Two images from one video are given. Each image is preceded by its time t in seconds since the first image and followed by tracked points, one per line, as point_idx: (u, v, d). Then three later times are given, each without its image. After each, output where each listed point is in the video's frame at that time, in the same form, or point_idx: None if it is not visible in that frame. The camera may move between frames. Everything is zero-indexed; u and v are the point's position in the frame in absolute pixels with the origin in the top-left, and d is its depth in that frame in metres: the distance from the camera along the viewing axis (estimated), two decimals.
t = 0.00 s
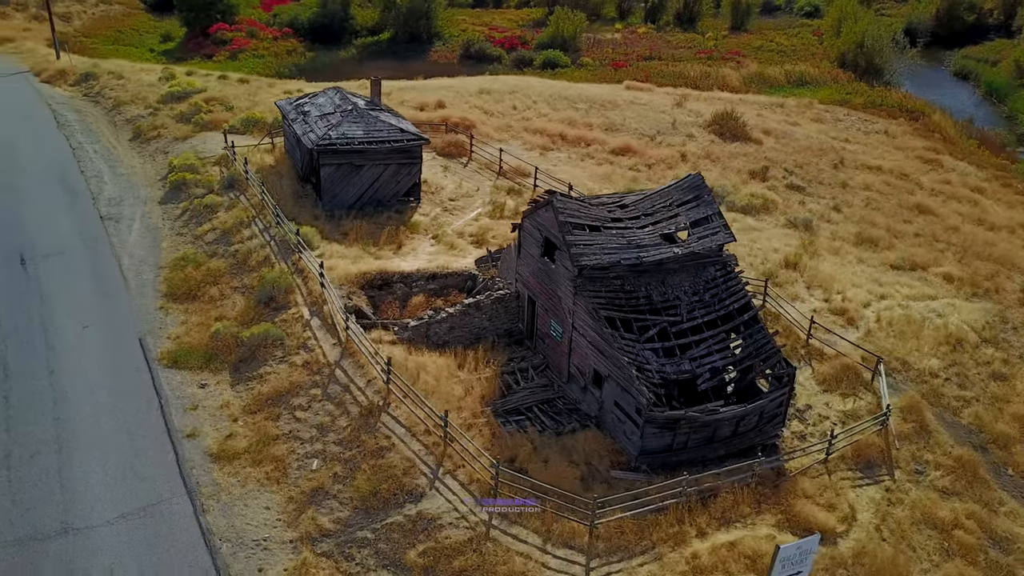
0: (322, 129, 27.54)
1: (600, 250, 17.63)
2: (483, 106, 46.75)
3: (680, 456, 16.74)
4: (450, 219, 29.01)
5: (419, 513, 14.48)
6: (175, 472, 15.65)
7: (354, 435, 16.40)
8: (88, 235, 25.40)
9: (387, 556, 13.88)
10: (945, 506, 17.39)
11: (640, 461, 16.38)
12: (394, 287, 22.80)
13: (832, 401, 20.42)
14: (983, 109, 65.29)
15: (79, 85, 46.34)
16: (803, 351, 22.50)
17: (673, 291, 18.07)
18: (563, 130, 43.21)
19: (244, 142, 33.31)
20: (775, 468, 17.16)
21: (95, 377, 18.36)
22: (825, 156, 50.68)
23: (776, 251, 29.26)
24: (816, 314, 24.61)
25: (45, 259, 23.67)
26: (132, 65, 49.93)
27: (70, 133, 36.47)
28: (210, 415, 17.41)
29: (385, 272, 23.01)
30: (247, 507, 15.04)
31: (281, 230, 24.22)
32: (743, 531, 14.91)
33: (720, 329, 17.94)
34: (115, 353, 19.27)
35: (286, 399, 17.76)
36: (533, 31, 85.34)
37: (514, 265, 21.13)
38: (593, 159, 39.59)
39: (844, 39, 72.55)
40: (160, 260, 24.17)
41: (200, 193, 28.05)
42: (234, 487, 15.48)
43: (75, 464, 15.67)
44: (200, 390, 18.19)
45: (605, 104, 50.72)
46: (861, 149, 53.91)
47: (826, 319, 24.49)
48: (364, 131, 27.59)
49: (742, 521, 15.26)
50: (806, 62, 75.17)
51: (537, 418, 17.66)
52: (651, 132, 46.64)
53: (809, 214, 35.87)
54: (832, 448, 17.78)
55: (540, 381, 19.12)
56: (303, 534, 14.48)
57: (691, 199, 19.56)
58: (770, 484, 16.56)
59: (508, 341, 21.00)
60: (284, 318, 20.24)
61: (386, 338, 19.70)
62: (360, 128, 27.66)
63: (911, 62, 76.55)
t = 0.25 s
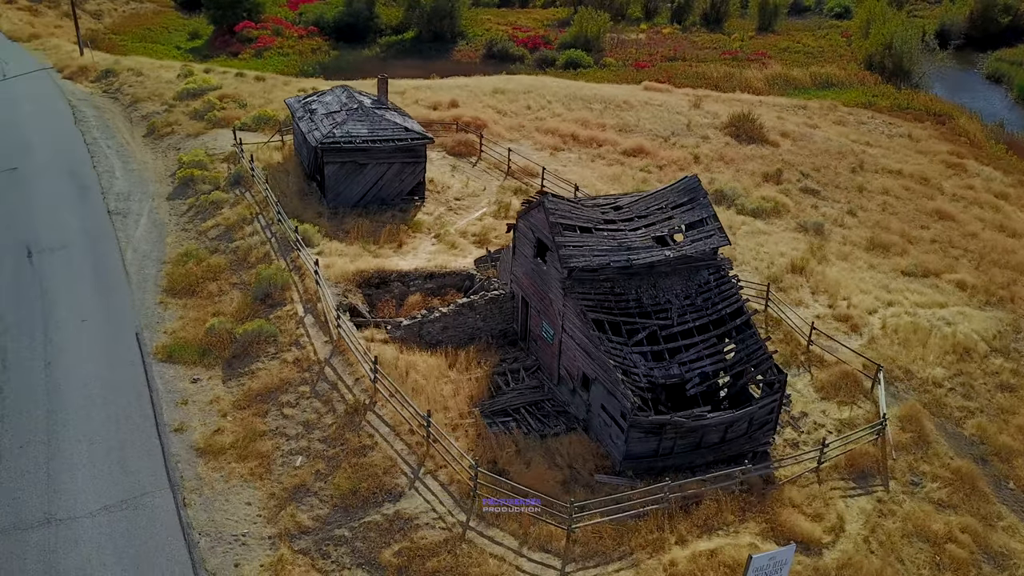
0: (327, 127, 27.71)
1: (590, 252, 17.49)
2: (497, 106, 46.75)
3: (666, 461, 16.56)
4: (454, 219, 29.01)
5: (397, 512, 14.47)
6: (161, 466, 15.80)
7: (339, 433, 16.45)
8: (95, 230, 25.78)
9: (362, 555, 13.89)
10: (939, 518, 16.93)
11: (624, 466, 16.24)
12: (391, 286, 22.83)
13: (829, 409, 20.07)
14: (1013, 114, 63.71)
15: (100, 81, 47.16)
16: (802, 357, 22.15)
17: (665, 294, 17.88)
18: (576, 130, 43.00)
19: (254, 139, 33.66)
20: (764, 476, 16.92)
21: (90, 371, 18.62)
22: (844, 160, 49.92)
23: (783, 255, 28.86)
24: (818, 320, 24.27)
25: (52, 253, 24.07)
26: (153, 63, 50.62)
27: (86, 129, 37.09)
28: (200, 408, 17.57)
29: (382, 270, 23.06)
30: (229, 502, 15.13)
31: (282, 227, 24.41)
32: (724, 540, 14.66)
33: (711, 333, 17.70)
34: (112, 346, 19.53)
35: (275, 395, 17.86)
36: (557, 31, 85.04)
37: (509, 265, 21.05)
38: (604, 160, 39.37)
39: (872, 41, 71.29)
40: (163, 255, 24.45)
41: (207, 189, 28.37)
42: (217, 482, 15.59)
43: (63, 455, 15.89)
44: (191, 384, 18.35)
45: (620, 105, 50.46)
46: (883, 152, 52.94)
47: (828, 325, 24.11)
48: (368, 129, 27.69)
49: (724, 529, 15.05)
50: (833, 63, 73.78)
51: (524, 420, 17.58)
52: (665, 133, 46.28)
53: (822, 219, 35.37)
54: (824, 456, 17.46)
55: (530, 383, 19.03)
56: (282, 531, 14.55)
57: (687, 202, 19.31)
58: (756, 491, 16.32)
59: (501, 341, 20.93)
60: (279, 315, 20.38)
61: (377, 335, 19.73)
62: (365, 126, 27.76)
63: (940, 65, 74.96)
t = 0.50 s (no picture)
0: (334, 125, 27.86)
1: (584, 254, 17.38)
2: (512, 105, 46.70)
3: (655, 465, 16.39)
4: (460, 217, 29.00)
5: (379, 510, 14.48)
6: (151, 459, 15.97)
7: (328, 429, 16.51)
8: (105, 225, 26.16)
9: (344, 552, 13.91)
10: (936, 530, 16.51)
11: (612, 469, 16.11)
12: (392, 284, 22.88)
13: (829, 416, 19.73)
14: None
15: (122, 77, 47.90)
16: (805, 363, 21.80)
17: (659, 297, 17.71)
18: (590, 130, 42.76)
19: (266, 136, 33.98)
20: (757, 483, 16.69)
21: (89, 363, 18.90)
22: (865, 163, 49.10)
23: (792, 259, 28.44)
24: (823, 326, 23.91)
25: (62, 247, 24.48)
26: (174, 60, 51.31)
27: (105, 124, 37.68)
28: (194, 402, 17.73)
29: (383, 268, 23.12)
30: (216, 496, 15.24)
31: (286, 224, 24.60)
32: (709, 547, 14.44)
33: (706, 337, 17.50)
34: (112, 339, 19.80)
35: (268, 391, 17.97)
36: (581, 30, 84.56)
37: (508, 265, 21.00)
38: (617, 160, 39.12)
39: (901, 43, 69.93)
40: (169, 249, 24.73)
41: (216, 185, 28.67)
42: (206, 476, 15.71)
43: (57, 446, 16.13)
44: (188, 378, 18.52)
45: (637, 106, 50.12)
46: (906, 155, 51.94)
47: (834, 331, 23.73)
48: (375, 127, 27.79)
49: (710, 536, 14.85)
50: (861, 65, 72.39)
51: (515, 421, 17.51)
52: (681, 134, 45.88)
53: (836, 223, 34.83)
54: (818, 464, 17.17)
55: (524, 384, 18.96)
56: (267, 526, 14.62)
57: (685, 204, 19.12)
58: (746, 498, 16.10)
59: (498, 341, 20.88)
60: (277, 311, 20.52)
61: (373, 333, 19.79)
62: (372, 125, 27.86)
63: (970, 67, 73.35)
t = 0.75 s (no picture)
0: (342, 123, 28.04)
1: (576, 255, 17.30)
2: (528, 105, 46.60)
3: (644, 469, 16.20)
4: (466, 217, 28.98)
5: (362, 508, 14.52)
6: (142, 451, 16.14)
7: (318, 426, 16.58)
8: (114, 220, 26.52)
9: (325, 549, 13.94)
10: (932, 541, 16.11)
11: (600, 473, 15.96)
12: (392, 282, 22.91)
13: (828, 423, 19.40)
14: None
15: (142, 74, 48.59)
16: (807, 369, 21.46)
17: (653, 299, 17.54)
18: (604, 130, 42.50)
19: (277, 134, 34.28)
20: (748, 489, 16.47)
21: (89, 356, 19.16)
22: (887, 166, 48.25)
23: (800, 263, 28.04)
24: (828, 331, 23.57)
25: (71, 240, 24.86)
26: (195, 57, 51.89)
27: (122, 120, 38.23)
28: (188, 397, 17.89)
29: (384, 266, 23.18)
30: (204, 489, 15.36)
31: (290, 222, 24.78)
32: (693, 553, 14.24)
33: (700, 341, 17.30)
34: (112, 333, 20.05)
35: (262, 387, 18.08)
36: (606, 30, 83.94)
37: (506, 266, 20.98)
38: (629, 161, 38.88)
39: (931, 44, 68.59)
40: (175, 245, 25.00)
41: (226, 182, 28.97)
42: (195, 470, 15.82)
43: (51, 436, 16.37)
44: (184, 373, 18.70)
45: (654, 106, 49.74)
46: (930, 159, 50.95)
47: (838, 337, 23.37)
48: (382, 126, 27.92)
49: (696, 542, 14.65)
50: (889, 67, 71.06)
51: (505, 421, 17.43)
52: (697, 135, 45.47)
53: (850, 227, 34.29)
54: (812, 471, 16.90)
55: (517, 384, 18.88)
56: (251, 521, 14.69)
57: (683, 206, 18.98)
58: (735, 506, 15.89)
59: (495, 342, 20.83)
60: (276, 308, 20.67)
61: (369, 331, 19.85)
62: (380, 123, 27.99)
63: (1001, 70, 71.76)
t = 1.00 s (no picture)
0: (352, 120, 28.21)
1: (568, 256, 17.20)
2: (547, 104, 46.47)
3: (632, 473, 16.04)
4: (474, 215, 28.96)
5: (344, 504, 14.59)
6: (135, 442, 16.39)
7: (307, 421, 16.70)
8: (128, 213, 26.98)
9: (305, 544, 14.02)
10: (926, 555, 15.71)
11: (586, 475, 15.85)
12: (394, 280, 22.97)
13: (827, 431, 19.05)
14: None
15: (168, 70, 49.41)
16: (809, 376, 21.10)
17: (647, 302, 17.35)
18: (621, 131, 42.22)
19: (292, 131, 34.64)
20: (737, 496, 16.23)
21: (92, 346, 19.51)
22: (913, 170, 47.24)
23: (811, 268, 27.59)
24: (834, 338, 23.16)
25: (83, 233, 25.36)
26: (219, 53, 52.62)
27: (144, 116, 38.90)
28: (184, 389, 18.12)
29: (386, 263, 23.28)
30: (192, 481, 15.53)
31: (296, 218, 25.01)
32: (674, 560, 14.06)
33: (693, 345, 17.07)
34: (116, 324, 20.40)
35: (257, 381, 18.25)
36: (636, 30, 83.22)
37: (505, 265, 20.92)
38: (644, 162, 38.58)
39: (968, 47, 66.99)
40: (184, 239, 25.36)
41: (238, 177, 29.32)
42: (185, 461, 16.02)
43: (48, 424, 16.71)
44: (182, 365, 18.95)
45: (675, 107, 49.30)
46: (959, 163, 49.77)
47: (844, 344, 22.95)
48: (392, 124, 28.03)
49: (678, 549, 14.47)
50: (923, 70, 69.51)
51: (495, 421, 17.38)
52: (716, 137, 44.99)
53: (868, 232, 33.65)
54: (805, 480, 16.60)
55: (511, 385, 18.81)
56: (236, 513, 14.82)
57: (681, 208, 18.76)
58: (722, 513, 15.67)
59: (493, 342, 20.78)
60: (276, 303, 20.86)
61: (365, 328, 19.95)
62: (389, 121, 28.11)
63: None
